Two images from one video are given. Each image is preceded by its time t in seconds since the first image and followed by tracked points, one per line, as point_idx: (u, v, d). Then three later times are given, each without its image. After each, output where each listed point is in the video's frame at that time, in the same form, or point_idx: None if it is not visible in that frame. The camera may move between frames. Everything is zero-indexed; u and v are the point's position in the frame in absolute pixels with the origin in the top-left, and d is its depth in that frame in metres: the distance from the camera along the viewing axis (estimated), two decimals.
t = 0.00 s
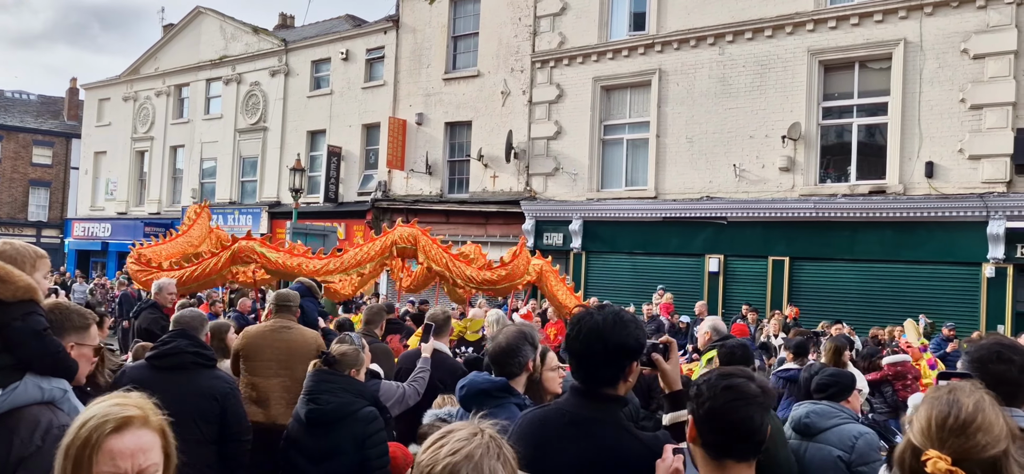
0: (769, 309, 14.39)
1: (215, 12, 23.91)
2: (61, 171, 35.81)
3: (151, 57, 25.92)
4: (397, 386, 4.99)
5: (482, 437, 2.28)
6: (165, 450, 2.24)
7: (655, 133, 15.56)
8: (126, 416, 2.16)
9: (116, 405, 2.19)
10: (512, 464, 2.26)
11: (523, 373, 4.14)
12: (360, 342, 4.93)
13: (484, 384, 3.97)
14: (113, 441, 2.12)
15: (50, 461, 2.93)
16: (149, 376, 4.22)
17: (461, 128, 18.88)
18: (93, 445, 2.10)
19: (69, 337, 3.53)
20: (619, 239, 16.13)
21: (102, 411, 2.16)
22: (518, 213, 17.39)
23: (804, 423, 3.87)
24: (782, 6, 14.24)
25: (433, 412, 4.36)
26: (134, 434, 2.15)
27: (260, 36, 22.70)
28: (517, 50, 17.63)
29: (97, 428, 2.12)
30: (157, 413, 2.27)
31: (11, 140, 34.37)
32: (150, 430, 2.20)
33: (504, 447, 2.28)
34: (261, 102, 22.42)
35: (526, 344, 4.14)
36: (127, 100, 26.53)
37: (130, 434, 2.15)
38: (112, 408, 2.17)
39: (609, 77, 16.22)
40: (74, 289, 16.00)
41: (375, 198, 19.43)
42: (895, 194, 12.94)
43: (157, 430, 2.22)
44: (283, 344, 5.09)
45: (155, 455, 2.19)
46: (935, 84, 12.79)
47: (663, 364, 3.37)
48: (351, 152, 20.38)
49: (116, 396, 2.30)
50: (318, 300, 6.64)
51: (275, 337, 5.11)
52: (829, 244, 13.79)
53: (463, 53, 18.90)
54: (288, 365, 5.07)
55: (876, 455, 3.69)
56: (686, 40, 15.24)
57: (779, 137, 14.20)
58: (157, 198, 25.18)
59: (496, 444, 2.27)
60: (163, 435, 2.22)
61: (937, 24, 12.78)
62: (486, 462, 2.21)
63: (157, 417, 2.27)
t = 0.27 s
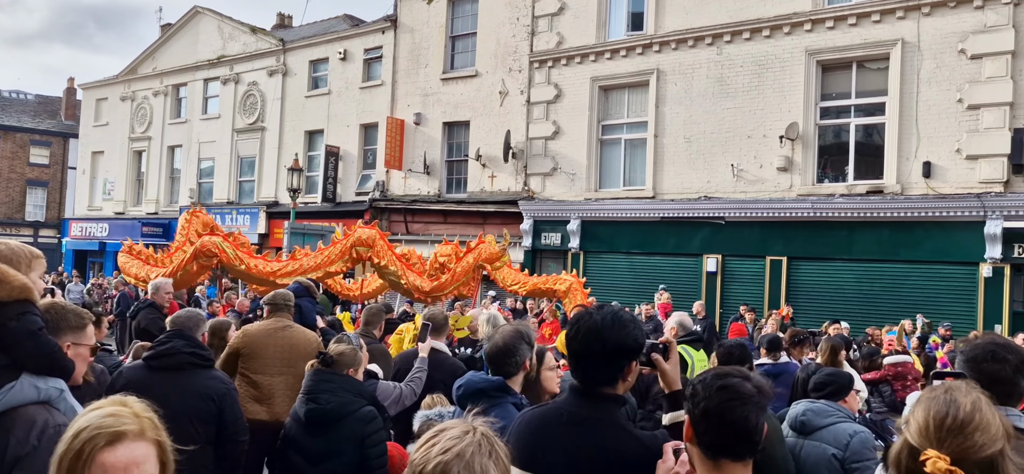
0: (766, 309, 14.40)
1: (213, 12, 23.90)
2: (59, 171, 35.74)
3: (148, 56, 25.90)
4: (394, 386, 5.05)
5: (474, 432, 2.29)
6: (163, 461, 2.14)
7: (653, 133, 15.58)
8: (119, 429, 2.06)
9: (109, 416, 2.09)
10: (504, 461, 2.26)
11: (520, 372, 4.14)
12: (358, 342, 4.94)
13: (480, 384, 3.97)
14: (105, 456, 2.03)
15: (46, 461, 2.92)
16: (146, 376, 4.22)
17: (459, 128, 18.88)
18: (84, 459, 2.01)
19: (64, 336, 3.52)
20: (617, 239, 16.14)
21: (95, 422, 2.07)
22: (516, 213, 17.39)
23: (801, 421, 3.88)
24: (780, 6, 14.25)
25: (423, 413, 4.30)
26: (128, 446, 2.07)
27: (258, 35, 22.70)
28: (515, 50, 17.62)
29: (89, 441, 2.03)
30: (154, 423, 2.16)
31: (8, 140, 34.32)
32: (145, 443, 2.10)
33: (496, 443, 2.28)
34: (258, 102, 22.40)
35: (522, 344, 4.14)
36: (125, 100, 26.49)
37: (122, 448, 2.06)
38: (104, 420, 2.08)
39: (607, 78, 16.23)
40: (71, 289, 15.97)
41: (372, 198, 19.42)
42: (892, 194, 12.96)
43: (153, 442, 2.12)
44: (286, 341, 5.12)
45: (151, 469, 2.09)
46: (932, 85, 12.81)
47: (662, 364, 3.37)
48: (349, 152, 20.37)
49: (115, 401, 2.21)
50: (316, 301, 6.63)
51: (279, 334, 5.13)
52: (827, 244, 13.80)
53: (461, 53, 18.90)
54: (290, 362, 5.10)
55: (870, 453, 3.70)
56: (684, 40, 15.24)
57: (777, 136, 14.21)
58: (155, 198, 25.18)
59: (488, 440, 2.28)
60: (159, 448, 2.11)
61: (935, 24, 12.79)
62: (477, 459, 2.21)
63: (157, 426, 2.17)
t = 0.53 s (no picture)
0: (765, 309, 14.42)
1: (212, 12, 23.89)
2: (58, 171, 35.72)
3: (147, 56, 25.88)
4: (397, 387, 5.01)
5: (460, 431, 2.35)
6: (161, 467, 2.12)
7: (652, 133, 15.58)
8: (113, 436, 2.05)
9: (107, 421, 2.08)
10: (486, 464, 2.30)
11: (517, 372, 4.13)
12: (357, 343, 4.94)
13: (478, 384, 3.98)
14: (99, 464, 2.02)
15: (46, 461, 2.92)
16: (145, 377, 4.22)
17: (458, 128, 18.88)
18: (78, 467, 2.01)
19: (64, 337, 3.52)
20: (616, 239, 16.14)
21: (91, 428, 2.06)
22: (516, 213, 17.40)
23: (800, 419, 3.89)
24: (778, 6, 14.27)
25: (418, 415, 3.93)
26: (123, 453, 2.05)
27: (257, 35, 22.70)
28: (514, 50, 17.63)
29: (83, 449, 2.02)
30: (154, 429, 2.14)
31: (7, 140, 34.30)
32: (141, 450, 2.08)
33: (478, 445, 2.33)
34: (257, 102, 22.39)
35: (518, 343, 4.14)
36: (124, 100, 26.47)
37: (117, 454, 2.05)
38: (102, 427, 2.06)
39: (606, 78, 16.23)
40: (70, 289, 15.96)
41: (371, 197, 19.41)
42: (891, 194, 12.98)
43: (151, 450, 2.10)
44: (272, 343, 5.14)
45: None
46: (931, 85, 12.82)
47: (662, 365, 3.37)
48: (348, 152, 20.37)
49: (117, 404, 2.20)
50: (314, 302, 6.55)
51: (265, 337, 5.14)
52: (825, 244, 13.81)
53: (461, 53, 18.90)
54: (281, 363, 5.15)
55: (865, 449, 3.70)
56: (683, 40, 15.25)
57: (775, 137, 14.22)
58: (154, 198, 25.17)
59: (472, 442, 2.33)
60: (156, 455, 2.09)
61: (934, 24, 12.81)
62: (457, 461, 2.27)
63: (157, 431, 2.15)
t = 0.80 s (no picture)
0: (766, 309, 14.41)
1: (212, 12, 23.89)
2: (58, 171, 35.73)
3: (147, 56, 25.88)
4: (401, 386, 5.05)
5: (439, 432, 2.38)
6: (167, 467, 2.17)
7: (652, 133, 15.57)
8: (118, 435, 2.10)
9: (114, 419, 2.15)
10: (447, 469, 2.30)
11: (515, 371, 4.12)
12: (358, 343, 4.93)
13: (478, 384, 3.97)
14: (106, 460, 2.08)
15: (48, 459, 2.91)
16: (145, 377, 4.22)
17: (459, 128, 18.88)
18: (87, 463, 2.07)
19: (64, 337, 3.52)
20: (617, 239, 16.14)
21: (100, 425, 2.13)
22: (516, 213, 17.39)
23: (799, 417, 3.90)
24: (778, 6, 14.26)
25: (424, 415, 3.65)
26: (124, 452, 2.10)
27: (257, 35, 22.70)
28: (514, 49, 17.62)
29: (92, 445, 2.08)
30: (163, 430, 2.20)
31: (7, 139, 34.29)
32: (147, 448, 2.14)
33: (446, 450, 2.33)
34: (257, 101, 22.39)
35: (516, 343, 4.14)
36: (124, 100, 26.47)
37: (125, 453, 2.10)
38: (109, 425, 2.12)
39: (606, 77, 16.23)
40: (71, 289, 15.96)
41: (371, 197, 19.41)
42: (891, 193, 12.98)
43: (156, 449, 2.15)
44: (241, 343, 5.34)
45: None
46: (931, 84, 12.82)
47: (662, 366, 3.37)
48: (348, 152, 20.37)
49: (127, 404, 2.27)
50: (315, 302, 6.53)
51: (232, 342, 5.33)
52: (825, 244, 13.80)
53: (460, 53, 18.89)
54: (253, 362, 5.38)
55: (864, 444, 3.68)
56: (683, 40, 15.25)
57: (775, 137, 14.22)
58: (154, 198, 25.18)
59: (444, 446, 2.34)
60: (162, 455, 2.15)
61: (933, 24, 12.81)
62: (419, 461, 2.32)
63: (164, 432, 2.21)
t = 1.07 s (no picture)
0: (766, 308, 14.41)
1: (211, 11, 23.89)
2: (58, 170, 35.73)
3: (147, 56, 25.87)
4: (402, 386, 5.06)
5: (437, 429, 2.40)
6: (175, 449, 2.38)
7: (652, 132, 15.58)
8: (128, 422, 2.30)
9: (123, 408, 2.36)
10: (443, 466, 2.31)
11: (514, 371, 4.13)
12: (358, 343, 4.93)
13: (477, 384, 3.96)
14: (119, 444, 2.28)
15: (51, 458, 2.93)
16: (145, 377, 4.23)
17: (459, 128, 18.88)
18: (101, 448, 2.27)
19: (64, 336, 3.53)
20: (617, 238, 16.14)
21: (110, 414, 2.33)
22: (516, 212, 17.39)
23: (801, 417, 3.91)
24: (778, 6, 14.26)
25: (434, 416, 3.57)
26: (137, 436, 2.30)
27: (257, 35, 22.70)
28: (514, 49, 17.62)
29: (103, 432, 2.29)
30: (169, 419, 2.41)
31: (7, 139, 34.27)
32: (156, 432, 2.34)
33: (442, 446, 2.34)
34: (257, 101, 22.40)
35: (516, 343, 4.15)
36: (124, 100, 26.47)
37: (138, 436, 2.30)
38: (118, 414, 2.33)
39: (606, 77, 16.23)
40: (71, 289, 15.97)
41: (371, 197, 19.41)
42: (891, 193, 12.98)
43: (165, 433, 2.36)
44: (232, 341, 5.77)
45: (163, 455, 2.33)
46: (931, 84, 12.82)
47: (664, 366, 3.37)
48: (348, 152, 20.37)
49: (130, 397, 2.48)
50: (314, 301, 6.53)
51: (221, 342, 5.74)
52: (826, 243, 13.81)
53: (460, 53, 18.90)
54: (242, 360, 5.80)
55: (869, 447, 3.69)
56: (683, 40, 15.25)
57: (775, 136, 14.22)
58: (154, 198, 25.20)
59: (441, 442, 2.35)
60: (170, 436, 2.36)
61: (933, 24, 12.81)
62: (416, 456, 2.33)
63: (168, 418, 2.42)
